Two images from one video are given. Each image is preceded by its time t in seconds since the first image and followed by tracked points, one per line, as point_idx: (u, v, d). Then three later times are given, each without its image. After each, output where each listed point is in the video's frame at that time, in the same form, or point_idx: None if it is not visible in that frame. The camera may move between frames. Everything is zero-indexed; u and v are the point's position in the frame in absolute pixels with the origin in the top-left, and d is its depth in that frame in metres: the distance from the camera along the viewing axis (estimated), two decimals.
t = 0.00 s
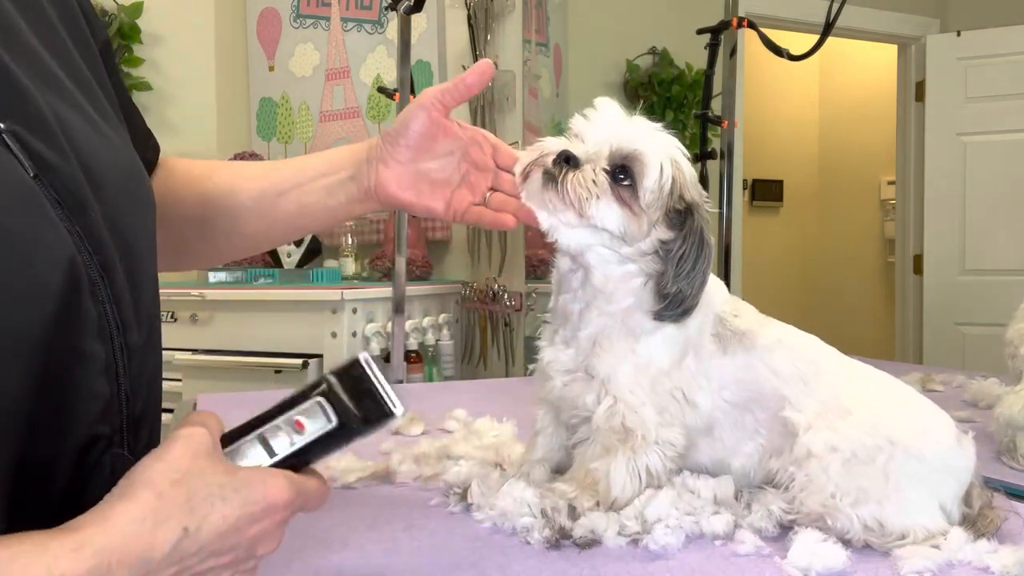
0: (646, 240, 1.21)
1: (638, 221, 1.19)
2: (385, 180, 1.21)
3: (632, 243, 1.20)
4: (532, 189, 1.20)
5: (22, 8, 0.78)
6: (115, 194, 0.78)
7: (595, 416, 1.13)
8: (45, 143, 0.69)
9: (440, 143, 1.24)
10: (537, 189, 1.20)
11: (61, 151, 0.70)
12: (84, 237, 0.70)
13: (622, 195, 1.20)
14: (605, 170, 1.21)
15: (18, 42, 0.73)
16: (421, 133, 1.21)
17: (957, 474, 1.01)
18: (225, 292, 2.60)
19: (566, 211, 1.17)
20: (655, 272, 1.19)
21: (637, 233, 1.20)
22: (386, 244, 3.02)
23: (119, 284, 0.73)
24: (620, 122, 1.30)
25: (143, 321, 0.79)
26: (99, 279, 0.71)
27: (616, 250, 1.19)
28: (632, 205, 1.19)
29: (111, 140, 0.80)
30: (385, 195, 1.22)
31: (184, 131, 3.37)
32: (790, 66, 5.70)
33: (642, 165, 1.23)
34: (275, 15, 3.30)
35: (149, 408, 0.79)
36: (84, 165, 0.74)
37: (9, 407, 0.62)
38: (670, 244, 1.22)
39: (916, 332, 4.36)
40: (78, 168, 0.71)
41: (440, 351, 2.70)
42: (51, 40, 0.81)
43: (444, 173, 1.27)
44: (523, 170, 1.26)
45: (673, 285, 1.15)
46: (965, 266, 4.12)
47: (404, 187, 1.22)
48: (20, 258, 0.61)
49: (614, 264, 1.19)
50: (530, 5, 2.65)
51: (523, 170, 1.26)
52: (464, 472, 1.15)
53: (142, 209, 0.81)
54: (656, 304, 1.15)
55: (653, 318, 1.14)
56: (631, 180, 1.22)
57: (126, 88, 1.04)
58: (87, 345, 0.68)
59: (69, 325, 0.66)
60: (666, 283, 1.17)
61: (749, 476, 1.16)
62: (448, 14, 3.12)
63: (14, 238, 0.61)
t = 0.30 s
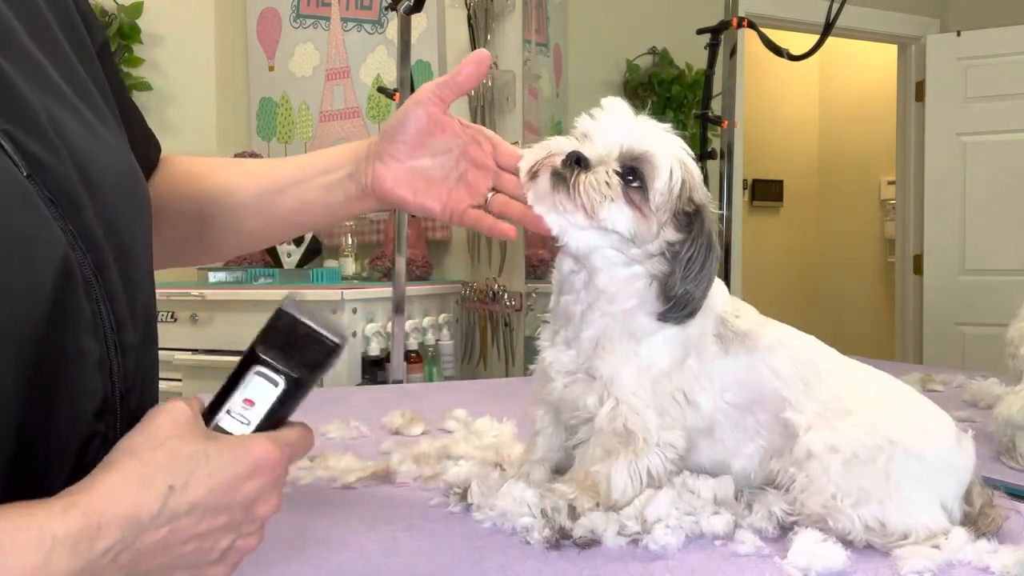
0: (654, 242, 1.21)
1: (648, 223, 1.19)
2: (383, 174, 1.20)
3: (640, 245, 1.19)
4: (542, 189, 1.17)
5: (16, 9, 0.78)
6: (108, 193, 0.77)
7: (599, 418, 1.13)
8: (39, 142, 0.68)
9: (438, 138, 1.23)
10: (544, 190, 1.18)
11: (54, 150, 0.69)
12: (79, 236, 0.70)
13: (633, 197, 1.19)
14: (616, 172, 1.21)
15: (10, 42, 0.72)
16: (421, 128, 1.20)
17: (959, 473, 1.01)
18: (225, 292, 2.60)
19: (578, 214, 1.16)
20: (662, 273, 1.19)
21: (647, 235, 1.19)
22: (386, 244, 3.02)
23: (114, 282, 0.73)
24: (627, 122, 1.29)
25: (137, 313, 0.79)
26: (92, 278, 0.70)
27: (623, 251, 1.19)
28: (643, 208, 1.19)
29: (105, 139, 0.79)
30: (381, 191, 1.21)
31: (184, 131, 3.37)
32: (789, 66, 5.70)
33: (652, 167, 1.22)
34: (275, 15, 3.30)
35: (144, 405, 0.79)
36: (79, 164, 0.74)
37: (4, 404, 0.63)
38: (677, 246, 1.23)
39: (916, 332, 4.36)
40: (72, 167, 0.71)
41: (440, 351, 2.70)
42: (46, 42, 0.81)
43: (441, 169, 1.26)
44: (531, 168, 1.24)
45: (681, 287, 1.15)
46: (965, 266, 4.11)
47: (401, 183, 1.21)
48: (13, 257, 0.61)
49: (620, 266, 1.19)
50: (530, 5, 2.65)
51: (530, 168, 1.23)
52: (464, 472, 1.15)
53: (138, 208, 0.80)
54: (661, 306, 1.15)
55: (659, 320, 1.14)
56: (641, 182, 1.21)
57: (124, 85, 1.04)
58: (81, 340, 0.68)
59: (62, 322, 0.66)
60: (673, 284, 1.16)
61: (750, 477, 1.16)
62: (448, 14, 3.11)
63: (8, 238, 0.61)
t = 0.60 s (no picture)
0: (664, 245, 1.20)
1: (659, 226, 1.19)
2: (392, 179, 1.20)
3: (650, 248, 1.19)
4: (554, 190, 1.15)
5: (18, 10, 0.77)
6: (105, 195, 0.78)
7: (600, 419, 1.13)
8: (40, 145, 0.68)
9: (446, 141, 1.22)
10: (553, 191, 1.17)
11: (54, 152, 0.69)
12: (79, 238, 0.70)
13: (645, 201, 1.19)
14: (630, 175, 1.20)
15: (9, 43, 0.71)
16: (428, 128, 1.20)
17: (960, 472, 1.01)
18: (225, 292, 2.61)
19: (591, 217, 1.15)
20: (672, 275, 1.19)
21: (657, 238, 1.19)
22: (386, 244, 3.02)
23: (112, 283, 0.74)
24: (636, 124, 1.29)
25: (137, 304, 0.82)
26: (95, 279, 0.71)
27: (633, 254, 1.18)
28: (655, 212, 1.19)
29: (103, 141, 0.80)
30: (387, 189, 1.20)
31: (185, 131, 3.37)
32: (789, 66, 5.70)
33: (664, 170, 1.22)
34: (275, 15, 3.30)
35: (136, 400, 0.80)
36: (78, 168, 0.74)
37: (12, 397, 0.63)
38: (686, 248, 1.23)
39: (916, 332, 4.36)
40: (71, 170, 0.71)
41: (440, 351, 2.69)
42: (48, 46, 0.81)
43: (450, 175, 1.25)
44: (540, 168, 1.22)
45: (691, 289, 1.16)
46: (965, 266, 4.11)
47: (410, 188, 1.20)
48: (32, 260, 0.61)
49: (628, 268, 1.18)
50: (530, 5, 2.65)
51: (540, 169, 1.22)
52: (463, 472, 1.15)
53: (133, 211, 0.81)
54: (669, 307, 1.15)
55: (668, 322, 1.15)
56: (653, 186, 1.21)
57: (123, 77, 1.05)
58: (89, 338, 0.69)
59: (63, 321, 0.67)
60: (683, 285, 1.17)
61: (751, 478, 1.16)
62: (448, 14, 3.12)
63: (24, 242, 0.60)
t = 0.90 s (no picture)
0: (656, 242, 1.19)
1: (649, 224, 1.17)
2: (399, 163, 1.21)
3: (641, 245, 1.17)
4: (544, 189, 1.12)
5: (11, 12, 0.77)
6: (109, 194, 0.78)
7: (598, 417, 1.13)
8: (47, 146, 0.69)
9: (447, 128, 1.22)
10: (544, 190, 1.13)
11: (60, 153, 0.69)
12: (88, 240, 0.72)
13: (635, 198, 1.18)
14: (619, 172, 1.19)
15: (9, 50, 0.71)
16: (431, 115, 1.20)
17: (961, 472, 1.01)
18: (225, 292, 2.61)
19: (579, 215, 1.12)
20: (665, 274, 1.18)
21: (649, 236, 1.17)
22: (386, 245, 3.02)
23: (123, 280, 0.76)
24: (627, 124, 1.28)
25: (141, 295, 0.84)
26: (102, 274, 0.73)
27: (624, 252, 1.16)
28: (645, 209, 1.17)
29: (102, 142, 0.80)
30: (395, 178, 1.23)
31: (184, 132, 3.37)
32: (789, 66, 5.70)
33: (655, 168, 1.21)
34: (275, 15, 3.30)
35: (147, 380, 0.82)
36: (83, 170, 0.75)
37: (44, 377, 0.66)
38: (679, 246, 1.21)
39: (916, 332, 4.36)
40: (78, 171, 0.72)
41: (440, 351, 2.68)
42: (41, 46, 0.81)
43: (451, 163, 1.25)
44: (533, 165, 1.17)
45: (683, 287, 1.15)
46: (965, 266, 4.12)
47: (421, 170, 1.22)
48: (41, 262, 0.62)
49: (620, 266, 1.17)
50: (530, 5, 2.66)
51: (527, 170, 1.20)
52: (463, 473, 1.15)
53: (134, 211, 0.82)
54: (664, 305, 1.15)
55: (663, 321, 1.14)
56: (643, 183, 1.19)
57: (124, 73, 1.07)
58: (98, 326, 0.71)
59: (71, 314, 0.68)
60: (675, 284, 1.16)
61: (752, 477, 1.17)
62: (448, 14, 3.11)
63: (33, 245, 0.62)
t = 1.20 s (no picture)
0: (636, 240, 1.18)
1: (628, 221, 1.16)
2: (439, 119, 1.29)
3: (622, 243, 1.16)
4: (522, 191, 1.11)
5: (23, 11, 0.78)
6: (128, 196, 0.80)
7: (593, 416, 1.14)
8: (67, 151, 0.70)
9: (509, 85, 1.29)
10: (524, 190, 1.12)
11: (78, 157, 0.71)
12: (106, 239, 0.73)
13: (612, 196, 1.16)
14: (596, 171, 1.17)
15: (26, 53, 0.72)
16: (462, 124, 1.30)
17: (961, 472, 1.01)
18: (224, 292, 2.60)
19: (556, 214, 1.10)
20: (648, 272, 1.17)
21: (628, 234, 1.16)
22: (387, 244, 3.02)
23: (138, 277, 0.77)
24: (605, 123, 1.27)
25: (156, 292, 0.86)
26: (122, 271, 0.74)
27: (605, 251, 1.15)
28: (623, 206, 1.16)
29: (117, 147, 0.81)
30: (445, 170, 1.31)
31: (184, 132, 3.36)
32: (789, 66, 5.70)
33: (631, 165, 1.19)
34: (275, 15, 3.30)
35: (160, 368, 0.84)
36: (103, 173, 0.75)
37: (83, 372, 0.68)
38: (661, 243, 1.19)
39: (916, 332, 4.37)
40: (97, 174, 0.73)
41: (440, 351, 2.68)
42: (51, 43, 0.81)
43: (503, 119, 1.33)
44: (516, 172, 1.18)
45: (665, 285, 1.14)
46: (965, 266, 4.12)
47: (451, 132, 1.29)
48: (70, 263, 0.64)
49: (603, 265, 1.16)
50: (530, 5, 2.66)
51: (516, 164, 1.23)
52: (463, 472, 1.15)
53: (146, 213, 0.84)
54: (649, 305, 1.15)
55: (651, 322, 1.14)
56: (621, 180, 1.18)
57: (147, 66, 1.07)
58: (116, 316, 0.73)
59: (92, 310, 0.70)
60: (657, 282, 1.15)
61: (751, 478, 1.16)
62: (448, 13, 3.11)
63: (63, 247, 0.63)
